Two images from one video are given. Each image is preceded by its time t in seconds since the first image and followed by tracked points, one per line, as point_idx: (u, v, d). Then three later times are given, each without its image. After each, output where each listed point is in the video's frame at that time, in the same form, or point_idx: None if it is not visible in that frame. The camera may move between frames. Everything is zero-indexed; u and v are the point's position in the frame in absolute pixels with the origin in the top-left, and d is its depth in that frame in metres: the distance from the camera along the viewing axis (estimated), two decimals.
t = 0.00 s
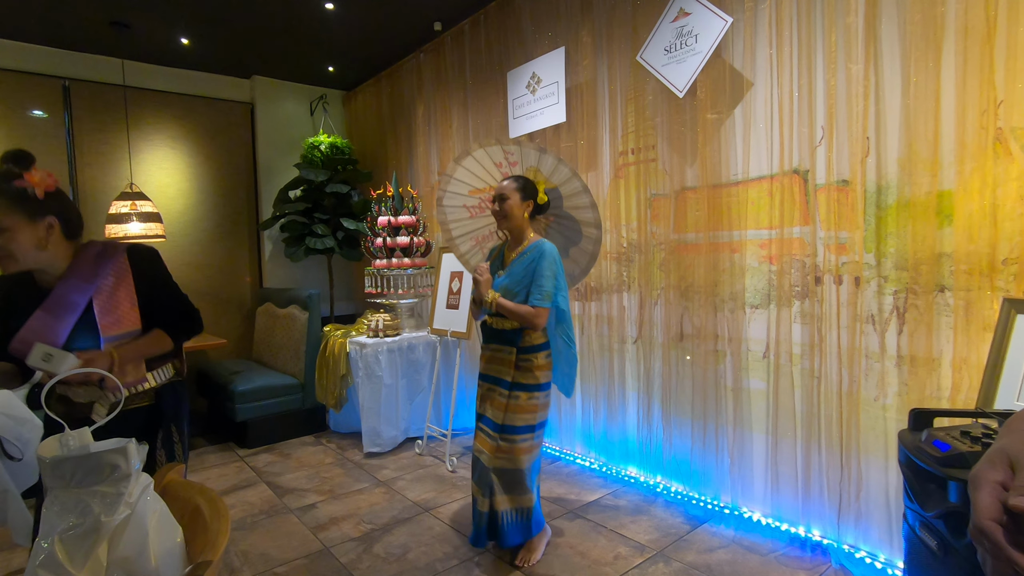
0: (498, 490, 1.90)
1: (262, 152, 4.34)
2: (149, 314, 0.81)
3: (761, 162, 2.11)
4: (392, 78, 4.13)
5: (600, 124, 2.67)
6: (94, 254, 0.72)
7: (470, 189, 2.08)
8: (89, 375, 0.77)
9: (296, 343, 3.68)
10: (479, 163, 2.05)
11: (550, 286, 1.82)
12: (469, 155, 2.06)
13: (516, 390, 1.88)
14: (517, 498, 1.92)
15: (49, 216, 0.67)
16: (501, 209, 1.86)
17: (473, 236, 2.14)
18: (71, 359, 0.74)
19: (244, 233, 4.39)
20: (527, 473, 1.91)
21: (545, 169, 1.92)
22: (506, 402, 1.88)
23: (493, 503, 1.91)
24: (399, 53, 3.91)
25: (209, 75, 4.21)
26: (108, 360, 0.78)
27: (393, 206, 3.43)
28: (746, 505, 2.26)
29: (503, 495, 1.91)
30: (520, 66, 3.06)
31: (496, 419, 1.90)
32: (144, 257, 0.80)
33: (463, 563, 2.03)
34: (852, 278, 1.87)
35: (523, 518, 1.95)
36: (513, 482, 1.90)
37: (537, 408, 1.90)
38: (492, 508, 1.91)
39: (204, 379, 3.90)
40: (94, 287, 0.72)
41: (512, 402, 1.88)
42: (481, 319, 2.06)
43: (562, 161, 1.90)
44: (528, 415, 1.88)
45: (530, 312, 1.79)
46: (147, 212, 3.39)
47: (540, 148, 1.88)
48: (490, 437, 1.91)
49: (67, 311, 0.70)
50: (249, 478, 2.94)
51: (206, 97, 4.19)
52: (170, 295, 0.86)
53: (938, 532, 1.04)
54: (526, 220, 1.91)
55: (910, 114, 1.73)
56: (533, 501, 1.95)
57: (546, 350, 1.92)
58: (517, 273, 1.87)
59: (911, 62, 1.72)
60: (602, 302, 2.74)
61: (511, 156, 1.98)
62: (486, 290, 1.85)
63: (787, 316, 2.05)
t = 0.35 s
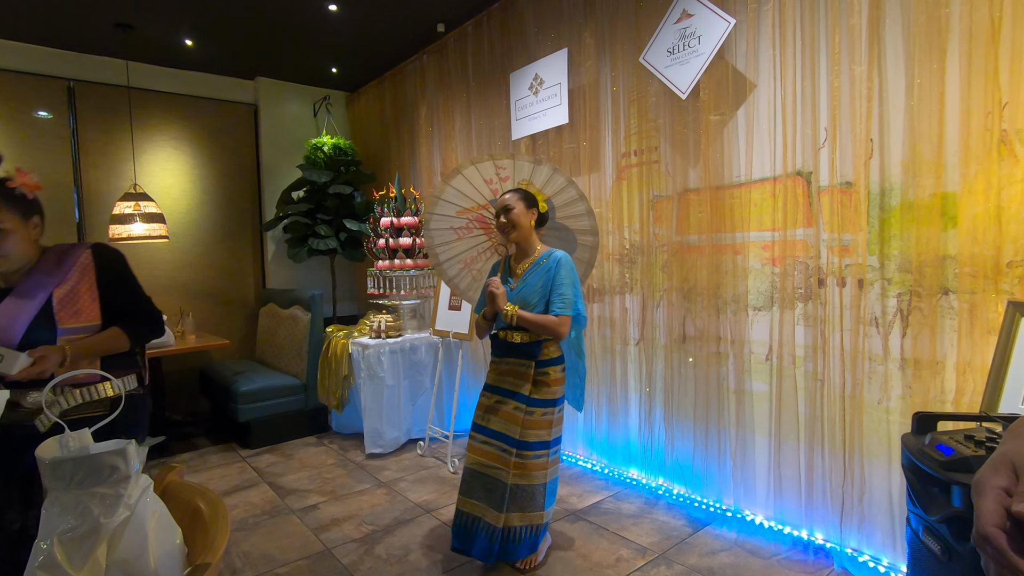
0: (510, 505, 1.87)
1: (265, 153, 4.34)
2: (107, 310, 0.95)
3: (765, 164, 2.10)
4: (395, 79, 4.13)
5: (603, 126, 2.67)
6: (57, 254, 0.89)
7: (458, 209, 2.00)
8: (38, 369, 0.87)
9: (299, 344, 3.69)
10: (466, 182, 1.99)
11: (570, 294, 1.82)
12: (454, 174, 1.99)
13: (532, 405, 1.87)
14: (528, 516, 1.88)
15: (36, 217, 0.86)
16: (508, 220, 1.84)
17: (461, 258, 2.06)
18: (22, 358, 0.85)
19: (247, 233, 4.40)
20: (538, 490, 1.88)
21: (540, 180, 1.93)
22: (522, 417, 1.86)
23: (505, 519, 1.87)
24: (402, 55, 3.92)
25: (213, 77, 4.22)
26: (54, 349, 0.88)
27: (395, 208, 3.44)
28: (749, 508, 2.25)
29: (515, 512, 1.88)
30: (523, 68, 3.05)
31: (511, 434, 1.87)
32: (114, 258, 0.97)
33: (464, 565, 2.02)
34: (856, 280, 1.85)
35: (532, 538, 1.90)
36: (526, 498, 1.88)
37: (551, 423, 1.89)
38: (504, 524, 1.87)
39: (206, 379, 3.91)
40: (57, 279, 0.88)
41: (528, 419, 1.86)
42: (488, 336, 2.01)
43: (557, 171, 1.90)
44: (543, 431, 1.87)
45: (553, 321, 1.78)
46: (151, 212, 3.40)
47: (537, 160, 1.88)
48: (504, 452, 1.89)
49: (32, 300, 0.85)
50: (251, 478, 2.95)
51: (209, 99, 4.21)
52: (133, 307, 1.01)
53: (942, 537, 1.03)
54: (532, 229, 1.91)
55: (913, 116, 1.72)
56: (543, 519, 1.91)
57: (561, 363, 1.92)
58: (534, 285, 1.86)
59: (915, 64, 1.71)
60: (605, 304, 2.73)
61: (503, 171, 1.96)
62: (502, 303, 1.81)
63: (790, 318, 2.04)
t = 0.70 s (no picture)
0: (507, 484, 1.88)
1: (268, 153, 4.36)
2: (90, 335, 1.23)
3: (767, 166, 2.10)
4: (398, 79, 4.14)
5: (605, 127, 2.68)
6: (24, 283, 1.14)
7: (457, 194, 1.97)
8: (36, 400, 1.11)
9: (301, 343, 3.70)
10: (465, 167, 1.96)
11: (579, 275, 1.84)
12: (454, 159, 1.96)
13: (540, 389, 1.88)
14: (522, 492, 1.92)
15: None
16: (512, 203, 1.84)
17: (458, 246, 2.01)
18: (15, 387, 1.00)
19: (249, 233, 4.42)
20: (535, 470, 1.90)
21: (542, 163, 1.93)
22: (531, 401, 1.87)
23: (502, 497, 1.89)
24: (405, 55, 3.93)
25: (216, 77, 4.23)
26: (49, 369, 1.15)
27: (398, 208, 3.45)
28: (749, 509, 2.24)
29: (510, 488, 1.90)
30: (525, 68, 3.06)
31: (519, 417, 1.87)
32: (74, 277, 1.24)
33: (465, 564, 2.03)
34: (857, 282, 1.85)
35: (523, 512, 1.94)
36: (523, 476, 1.91)
37: (557, 408, 1.92)
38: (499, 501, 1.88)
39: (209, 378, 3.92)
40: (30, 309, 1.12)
41: (536, 403, 1.87)
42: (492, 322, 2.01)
43: (558, 156, 1.92)
44: (549, 415, 1.90)
45: (564, 302, 1.79)
46: (154, 212, 3.42)
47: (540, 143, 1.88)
48: (509, 433, 1.88)
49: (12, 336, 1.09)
50: (253, 477, 2.96)
51: (213, 99, 4.22)
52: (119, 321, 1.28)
53: (941, 539, 1.03)
54: (534, 212, 1.92)
55: (916, 117, 1.72)
56: (539, 499, 1.93)
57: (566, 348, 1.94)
58: (541, 267, 1.87)
59: (917, 66, 1.71)
60: (606, 305, 2.73)
61: (504, 156, 1.95)
62: (512, 286, 1.80)
63: (792, 319, 2.04)
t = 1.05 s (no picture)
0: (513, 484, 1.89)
1: (271, 149, 4.36)
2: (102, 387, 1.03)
3: (769, 166, 2.10)
4: (402, 77, 4.14)
5: (608, 126, 2.67)
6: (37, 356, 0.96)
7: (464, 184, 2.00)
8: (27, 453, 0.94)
9: (303, 340, 3.70)
10: (476, 158, 1.98)
11: (581, 274, 1.83)
12: (466, 148, 1.97)
13: (541, 386, 1.89)
14: (526, 492, 1.92)
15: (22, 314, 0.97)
16: (516, 199, 1.85)
17: (460, 234, 2.05)
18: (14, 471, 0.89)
19: (252, 230, 4.43)
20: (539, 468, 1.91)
21: (551, 162, 1.93)
22: (532, 399, 1.87)
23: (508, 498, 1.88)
24: (408, 53, 3.93)
25: (220, 73, 4.24)
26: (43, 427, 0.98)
27: (400, 205, 3.45)
28: (749, 510, 2.24)
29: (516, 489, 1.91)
30: (528, 67, 3.06)
31: (522, 416, 1.86)
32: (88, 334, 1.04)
33: (464, 562, 2.03)
34: (859, 283, 1.85)
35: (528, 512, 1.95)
36: (528, 476, 1.92)
37: (557, 405, 1.92)
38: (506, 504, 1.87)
39: (211, 374, 3.93)
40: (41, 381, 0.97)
41: (537, 399, 1.88)
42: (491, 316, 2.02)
43: (569, 155, 1.91)
44: (550, 412, 1.90)
45: (566, 300, 1.79)
46: (157, 208, 3.43)
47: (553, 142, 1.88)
48: (513, 433, 1.87)
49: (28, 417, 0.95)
50: (254, 473, 2.97)
51: (217, 95, 4.23)
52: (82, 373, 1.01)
53: (940, 541, 1.02)
54: (539, 209, 1.92)
55: (920, 118, 1.71)
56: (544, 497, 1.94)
57: (566, 345, 1.94)
58: (544, 264, 1.86)
59: (921, 67, 1.70)
60: (608, 305, 2.73)
61: (515, 150, 1.95)
62: (513, 282, 1.80)
63: (794, 320, 2.03)
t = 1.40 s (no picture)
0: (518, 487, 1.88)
1: (273, 151, 4.37)
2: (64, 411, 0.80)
3: (769, 169, 2.10)
4: (403, 79, 4.15)
5: (608, 128, 2.68)
6: None
7: (470, 178, 2.00)
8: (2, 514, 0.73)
9: (303, 342, 3.71)
10: (484, 153, 1.97)
11: (573, 275, 1.83)
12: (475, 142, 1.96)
13: (536, 387, 1.89)
14: (533, 496, 1.91)
15: None
16: (512, 199, 1.86)
17: (461, 227, 2.07)
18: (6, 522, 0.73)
19: (254, 231, 4.43)
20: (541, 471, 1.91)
21: (557, 166, 1.93)
22: (529, 400, 1.88)
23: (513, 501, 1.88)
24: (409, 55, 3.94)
25: (222, 75, 4.25)
26: (23, 484, 0.73)
27: (401, 208, 3.45)
28: (749, 512, 2.24)
29: (523, 493, 1.90)
30: (529, 69, 3.06)
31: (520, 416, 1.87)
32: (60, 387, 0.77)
33: (464, 564, 2.03)
34: (860, 285, 1.85)
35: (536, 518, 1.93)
36: (533, 480, 1.90)
37: (554, 406, 1.91)
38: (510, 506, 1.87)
39: (212, 375, 3.93)
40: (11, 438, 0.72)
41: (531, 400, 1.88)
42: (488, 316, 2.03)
43: (576, 162, 1.90)
44: (548, 413, 1.90)
45: (557, 301, 1.79)
46: (159, 209, 3.44)
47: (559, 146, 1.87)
48: (512, 434, 1.88)
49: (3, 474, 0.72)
50: (254, 474, 2.97)
51: (217, 96, 4.23)
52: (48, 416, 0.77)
53: (939, 545, 1.02)
54: (536, 210, 1.92)
55: (920, 120, 1.71)
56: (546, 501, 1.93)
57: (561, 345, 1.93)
58: (538, 263, 1.86)
59: (922, 70, 1.70)
60: (608, 307, 2.73)
61: (523, 150, 1.94)
62: (506, 284, 1.82)
63: (794, 322, 2.03)
